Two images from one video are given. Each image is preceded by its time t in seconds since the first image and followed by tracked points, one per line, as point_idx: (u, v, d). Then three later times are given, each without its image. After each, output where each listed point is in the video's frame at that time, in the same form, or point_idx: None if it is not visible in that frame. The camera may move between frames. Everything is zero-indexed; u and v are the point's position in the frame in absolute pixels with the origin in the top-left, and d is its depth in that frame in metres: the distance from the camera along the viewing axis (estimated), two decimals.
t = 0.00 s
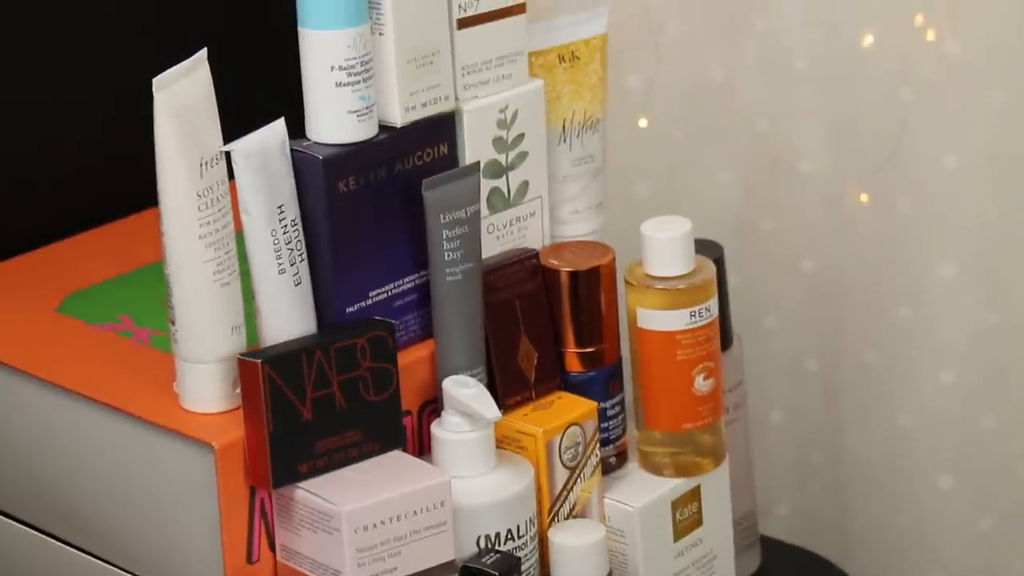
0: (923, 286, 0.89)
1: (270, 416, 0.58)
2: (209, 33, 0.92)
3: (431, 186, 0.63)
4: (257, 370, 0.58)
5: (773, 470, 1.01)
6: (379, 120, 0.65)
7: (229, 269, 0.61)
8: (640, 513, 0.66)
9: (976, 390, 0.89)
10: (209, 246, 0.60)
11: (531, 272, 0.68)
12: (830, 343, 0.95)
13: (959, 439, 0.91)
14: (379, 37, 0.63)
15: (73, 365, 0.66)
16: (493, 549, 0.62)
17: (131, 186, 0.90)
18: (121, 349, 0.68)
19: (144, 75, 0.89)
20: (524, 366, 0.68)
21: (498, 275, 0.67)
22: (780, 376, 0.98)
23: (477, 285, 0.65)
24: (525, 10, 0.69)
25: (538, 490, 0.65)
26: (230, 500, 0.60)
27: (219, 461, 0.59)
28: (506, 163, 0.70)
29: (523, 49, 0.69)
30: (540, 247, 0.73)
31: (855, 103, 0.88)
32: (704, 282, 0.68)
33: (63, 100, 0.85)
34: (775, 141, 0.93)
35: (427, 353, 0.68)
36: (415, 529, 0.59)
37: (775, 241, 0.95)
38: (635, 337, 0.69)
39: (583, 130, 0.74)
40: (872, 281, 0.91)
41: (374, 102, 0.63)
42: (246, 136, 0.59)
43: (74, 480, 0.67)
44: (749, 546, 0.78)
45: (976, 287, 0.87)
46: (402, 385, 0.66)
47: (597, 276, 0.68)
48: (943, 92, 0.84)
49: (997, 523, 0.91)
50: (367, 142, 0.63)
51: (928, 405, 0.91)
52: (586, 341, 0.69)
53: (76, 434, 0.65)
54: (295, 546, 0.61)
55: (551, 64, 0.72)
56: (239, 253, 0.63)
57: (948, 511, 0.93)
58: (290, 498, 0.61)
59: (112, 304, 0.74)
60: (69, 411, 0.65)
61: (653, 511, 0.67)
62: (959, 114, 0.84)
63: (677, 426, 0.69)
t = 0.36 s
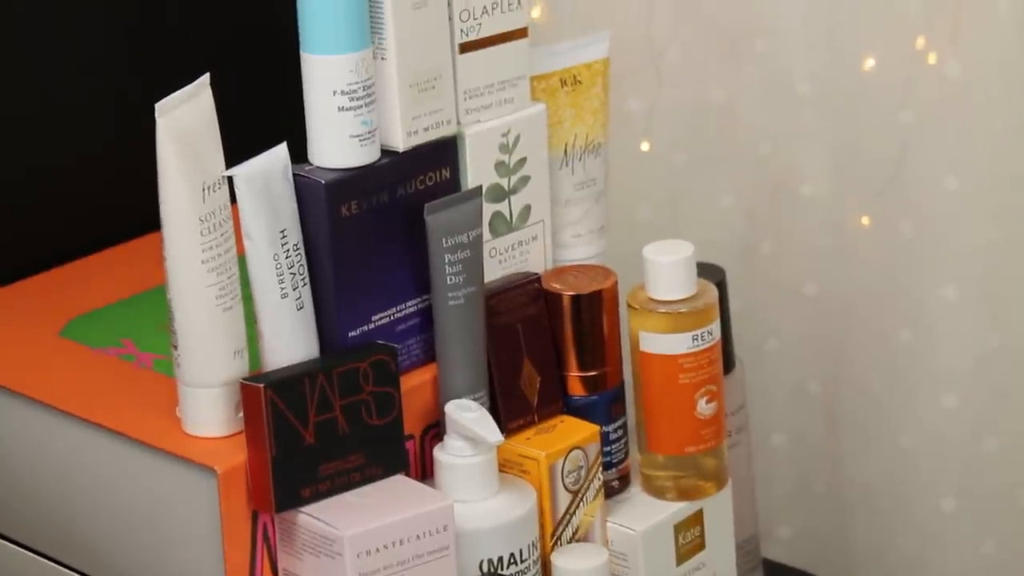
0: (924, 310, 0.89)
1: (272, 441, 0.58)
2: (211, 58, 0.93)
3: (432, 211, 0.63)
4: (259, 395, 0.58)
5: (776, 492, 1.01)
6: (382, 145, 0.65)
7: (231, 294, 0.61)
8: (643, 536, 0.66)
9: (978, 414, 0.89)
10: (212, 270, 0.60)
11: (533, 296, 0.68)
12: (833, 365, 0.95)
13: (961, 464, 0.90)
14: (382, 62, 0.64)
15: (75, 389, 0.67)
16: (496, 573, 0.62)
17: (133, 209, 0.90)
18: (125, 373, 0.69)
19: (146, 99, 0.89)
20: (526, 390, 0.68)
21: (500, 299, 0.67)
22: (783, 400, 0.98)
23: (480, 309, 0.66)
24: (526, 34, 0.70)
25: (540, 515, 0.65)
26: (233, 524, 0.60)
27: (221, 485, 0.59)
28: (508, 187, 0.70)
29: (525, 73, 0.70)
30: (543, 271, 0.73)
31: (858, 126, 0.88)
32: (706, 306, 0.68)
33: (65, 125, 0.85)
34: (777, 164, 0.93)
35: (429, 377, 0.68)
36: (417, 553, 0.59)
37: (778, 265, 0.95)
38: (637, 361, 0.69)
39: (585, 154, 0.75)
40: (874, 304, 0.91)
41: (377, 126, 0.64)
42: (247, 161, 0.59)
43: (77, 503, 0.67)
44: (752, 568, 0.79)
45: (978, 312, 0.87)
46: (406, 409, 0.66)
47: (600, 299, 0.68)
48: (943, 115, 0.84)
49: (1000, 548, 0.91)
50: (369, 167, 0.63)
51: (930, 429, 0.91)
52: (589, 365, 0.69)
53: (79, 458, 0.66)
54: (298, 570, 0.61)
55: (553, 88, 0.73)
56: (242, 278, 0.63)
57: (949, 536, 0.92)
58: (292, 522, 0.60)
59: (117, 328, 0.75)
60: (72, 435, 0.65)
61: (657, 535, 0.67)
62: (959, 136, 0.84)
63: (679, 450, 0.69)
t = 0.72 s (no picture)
0: (926, 332, 0.89)
1: (274, 465, 0.58)
2: (211, 82, 0.93)
3: (434, 234, 0.63)
4: (261, 418, 0.58)
5: (779, 521, 0.99)
6: (383, 168, 0.65)
7: (233, 317, 0.61)
8: (645, 559, 0.67)
9: (980, 436, 0.89)
10: (214, 293, 0.60)
11: (535, 318, 0.68)
12: (835, 388, 0.94)
13: (963, 485, 0.91)
14: (384, 85, 0.64)
15: (75, 412, 0.67)
16: None
17: (135, 233, 0.91)
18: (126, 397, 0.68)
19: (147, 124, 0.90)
20: (528, 413, 0.68)
21: (501, 323, 0.68)
22: (785, 424, 0.98)
23: (481, 332, 0.66)
24: (528, 57, 0.70)
25: (543, 538, 0.65)
26: (235, 548, 0.60)
27: (223, 508, 0.59)
28: (509, 211, 0.70)
29: (527, 96, 0.70)
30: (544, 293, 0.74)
31: (861, 147, 0.88)
32: (708, 328, 0.68)
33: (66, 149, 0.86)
34: (779, 185, 0.93)
35: (430, 400, 0.68)
36: None
37: (780, 288, 0.95)
38: (639, 384, 0.69)
39: (587, 176, 0.75)
40: (876, 326, 0.91)
41: (379, 149, 0.64)
42: (249, 184, 0.59)
43: (78, 528, 0.67)
44: None
45: (981, 334, 0.87)
46: (407, 432, 0.66)
47: (601, 322, 0.68)
48: (944, 138, 0.85)
49: (1001, 569, 0.91)
50: (371, 190, 0.63)
51: (932, 451, 0.91)
52: (591, 388, 0.69)
53: (80, 482, 0.65)
54: None
55: (554, 111, 0.73)
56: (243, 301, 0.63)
57: (951, 557, 0.93)
58: (294, 546, 0.60)
59: (118, 353, 0.75)
60: (73, 459, 0.65)
61: (659, 559, 0.67)
62: (960, 159, 0.85)
63: (681, 472, 0.69)
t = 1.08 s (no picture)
0: (930, 358, 0.89)
1: (277, 491, 0.59)
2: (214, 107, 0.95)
3: (436, 260, 0.63)
4: (265, 444, 0.58)
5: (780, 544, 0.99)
6: (387, 195, 0.65)
7: (237, 343, 0.61)
8: None
9: (985, 462, 0.89)
10: (218, 320, 0.60)
11: (538, 343, 0.68)
12: (838, 413, 0.94)
13: (968, 511, 0.90)
14: (387, 112, 0.64)
15: (77, 438, 0.67)
16: None
17: (139, 261, 0.92)
18: (129, 424, 0.69)
19: (153, 152, 0.91)
20: (531, 438, 0.68)
21: (504, 348, 0.67)
22: (789, 449, 0.97)
23: (485, 358, 0.66)
24: (531, 83, 0.70)
25: (546, 564, 0.65)
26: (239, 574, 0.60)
27: (227, 534, 0.59)
28: (513, 236, 0.71)
29: (530, 122, 0.70)
30: (548, 319, 0.74)
31: (864, 173, 0.89)
32: (710, 354, 0.68)
33: (72, 176, 0.87)
34: (782, 210, 0.93)
35: (434, 426, 0.68)
36: None
37: (783, 312, 0.95)
38: (642, 409, 0.69)
39: (590, 203, 0.75)
40: (880, 351, 0.91)
41: (382, 176, 0.64)
42: (253, 211, 0.60)
43: (82, 555, 0.67)
44: None
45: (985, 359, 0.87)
46: (411, 458, 0.67)
47: (605, 346, 0.68)
48: (946, 163, 0.85)
49: None
50: (374, 216, 0.64)
51: (936, 476, 0.91)
52: (594, 414, 0.69)
53: (84, 508, 0.66)
54: None
55: (557, 137, 0.73)
56: (247, 327, 0.64)
57: None
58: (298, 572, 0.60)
59: (122, 380, 0.75)
60: (77, 485, 0.65)
61: None
62: (962, 185, 0.85)
63: (685, 497, 0.69)
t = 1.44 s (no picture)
0: (935, 383, 0.89)
1: (283, 520, 0.58)
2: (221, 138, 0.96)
3: (441, 288, 0.64)
4: (270, 473, 0.58)
5: (786, 569, 0.99)
6: (391, 224, 0.66)
7: (242, 373, 0.61)
8: None
9: (990, 487, 0.89)
10: (223, 348, 0.60)
11: (543, 371, 0.69)
12: (844, 439, 0.94)
13: (973, 535, 0.90)
14: (391, 140, 0.64)
15: (79, 467, 0.67)
16: None
17: (138, 290, 0.94)
18: (135, 453, 0.69)
19: (157, 183, 0.93)
20: (537, 466, 0.68)
21: (510, 376, 0.68)
22: (794, 475, 0.97)
23: (490, 386, 0.66)
24: (534, 111, 0.70)
25: None
26: None
27: (233, 563, 0.59)
28: (517, 264, 0.71)
29: (533, 150, 0.70)
30: (553, 346, 0.74)
31: (868, 198, 0.89)
32: (716, 381, 0.68)
33: (77, 205, 0.89)
34: (786, 235, 0.93)
35: (439, 454, 0.68)
36: None
37: (787, 338, 0.95)
38: (648, 437, 0.69)
39: (594, 230, 0.75)
40: (885, 376, 0.91)
41: (386, 205, 0.64)
42: (258, 240, 0.60)
43: None
44: None
45: (989, 383, 0.87)
46: (417, 486, 0.67)
47: (610, 374, 0.68)
48: (949, 189, 0.85)
49: None
50: (379, 245, 0.64)
51: (942, 501, 0.91)
52: (599, 441, 0.69)
53: (89, 538, 0.66)
54: None
55: (561, 164, 0.73)
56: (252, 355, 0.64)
57: None
58: None
59: (127, 410, 0.75)
60: (82, 515, 0.65)
61: None
62: (965, 209, 0.85)
63: (691, 525, 0.68)
